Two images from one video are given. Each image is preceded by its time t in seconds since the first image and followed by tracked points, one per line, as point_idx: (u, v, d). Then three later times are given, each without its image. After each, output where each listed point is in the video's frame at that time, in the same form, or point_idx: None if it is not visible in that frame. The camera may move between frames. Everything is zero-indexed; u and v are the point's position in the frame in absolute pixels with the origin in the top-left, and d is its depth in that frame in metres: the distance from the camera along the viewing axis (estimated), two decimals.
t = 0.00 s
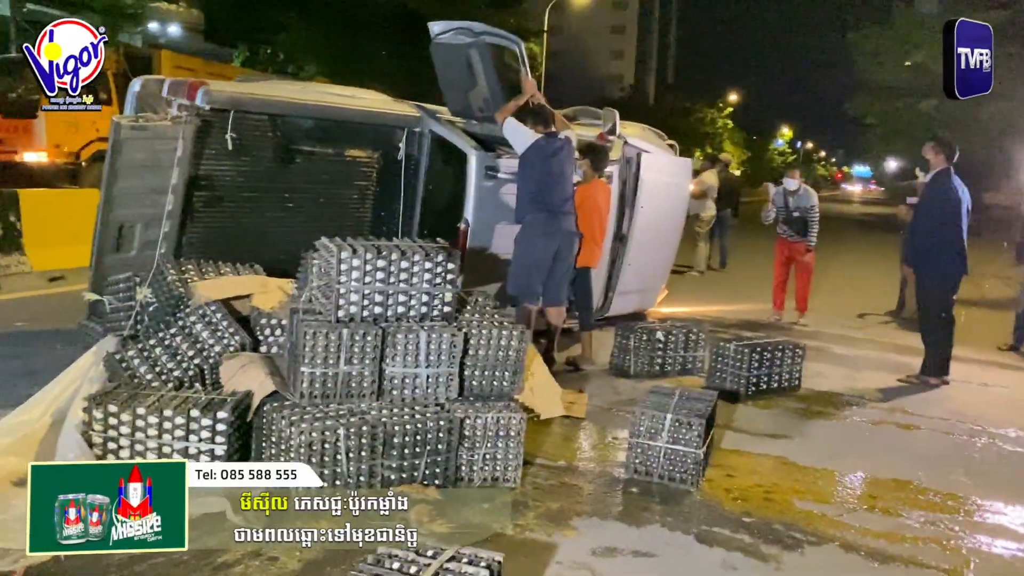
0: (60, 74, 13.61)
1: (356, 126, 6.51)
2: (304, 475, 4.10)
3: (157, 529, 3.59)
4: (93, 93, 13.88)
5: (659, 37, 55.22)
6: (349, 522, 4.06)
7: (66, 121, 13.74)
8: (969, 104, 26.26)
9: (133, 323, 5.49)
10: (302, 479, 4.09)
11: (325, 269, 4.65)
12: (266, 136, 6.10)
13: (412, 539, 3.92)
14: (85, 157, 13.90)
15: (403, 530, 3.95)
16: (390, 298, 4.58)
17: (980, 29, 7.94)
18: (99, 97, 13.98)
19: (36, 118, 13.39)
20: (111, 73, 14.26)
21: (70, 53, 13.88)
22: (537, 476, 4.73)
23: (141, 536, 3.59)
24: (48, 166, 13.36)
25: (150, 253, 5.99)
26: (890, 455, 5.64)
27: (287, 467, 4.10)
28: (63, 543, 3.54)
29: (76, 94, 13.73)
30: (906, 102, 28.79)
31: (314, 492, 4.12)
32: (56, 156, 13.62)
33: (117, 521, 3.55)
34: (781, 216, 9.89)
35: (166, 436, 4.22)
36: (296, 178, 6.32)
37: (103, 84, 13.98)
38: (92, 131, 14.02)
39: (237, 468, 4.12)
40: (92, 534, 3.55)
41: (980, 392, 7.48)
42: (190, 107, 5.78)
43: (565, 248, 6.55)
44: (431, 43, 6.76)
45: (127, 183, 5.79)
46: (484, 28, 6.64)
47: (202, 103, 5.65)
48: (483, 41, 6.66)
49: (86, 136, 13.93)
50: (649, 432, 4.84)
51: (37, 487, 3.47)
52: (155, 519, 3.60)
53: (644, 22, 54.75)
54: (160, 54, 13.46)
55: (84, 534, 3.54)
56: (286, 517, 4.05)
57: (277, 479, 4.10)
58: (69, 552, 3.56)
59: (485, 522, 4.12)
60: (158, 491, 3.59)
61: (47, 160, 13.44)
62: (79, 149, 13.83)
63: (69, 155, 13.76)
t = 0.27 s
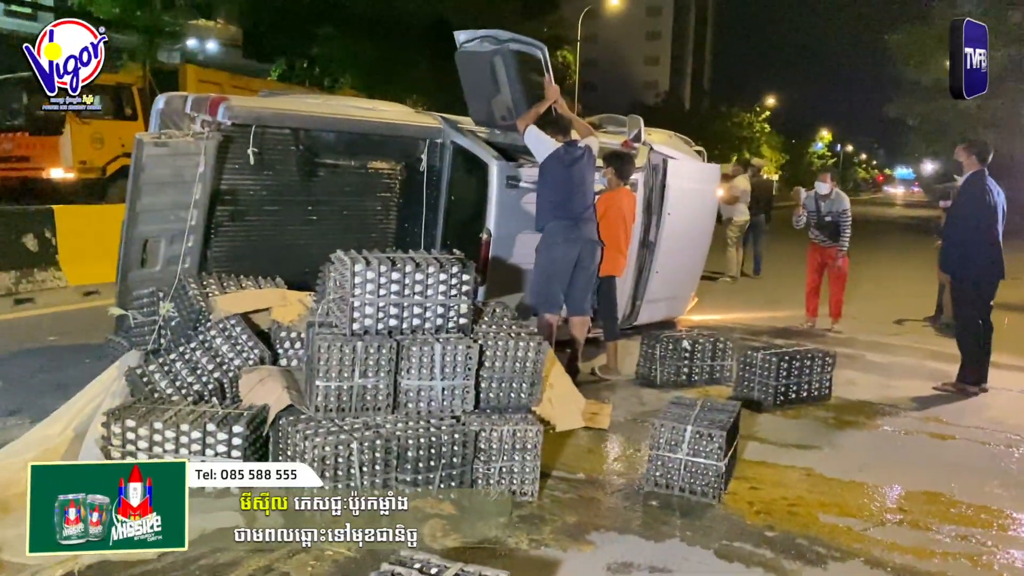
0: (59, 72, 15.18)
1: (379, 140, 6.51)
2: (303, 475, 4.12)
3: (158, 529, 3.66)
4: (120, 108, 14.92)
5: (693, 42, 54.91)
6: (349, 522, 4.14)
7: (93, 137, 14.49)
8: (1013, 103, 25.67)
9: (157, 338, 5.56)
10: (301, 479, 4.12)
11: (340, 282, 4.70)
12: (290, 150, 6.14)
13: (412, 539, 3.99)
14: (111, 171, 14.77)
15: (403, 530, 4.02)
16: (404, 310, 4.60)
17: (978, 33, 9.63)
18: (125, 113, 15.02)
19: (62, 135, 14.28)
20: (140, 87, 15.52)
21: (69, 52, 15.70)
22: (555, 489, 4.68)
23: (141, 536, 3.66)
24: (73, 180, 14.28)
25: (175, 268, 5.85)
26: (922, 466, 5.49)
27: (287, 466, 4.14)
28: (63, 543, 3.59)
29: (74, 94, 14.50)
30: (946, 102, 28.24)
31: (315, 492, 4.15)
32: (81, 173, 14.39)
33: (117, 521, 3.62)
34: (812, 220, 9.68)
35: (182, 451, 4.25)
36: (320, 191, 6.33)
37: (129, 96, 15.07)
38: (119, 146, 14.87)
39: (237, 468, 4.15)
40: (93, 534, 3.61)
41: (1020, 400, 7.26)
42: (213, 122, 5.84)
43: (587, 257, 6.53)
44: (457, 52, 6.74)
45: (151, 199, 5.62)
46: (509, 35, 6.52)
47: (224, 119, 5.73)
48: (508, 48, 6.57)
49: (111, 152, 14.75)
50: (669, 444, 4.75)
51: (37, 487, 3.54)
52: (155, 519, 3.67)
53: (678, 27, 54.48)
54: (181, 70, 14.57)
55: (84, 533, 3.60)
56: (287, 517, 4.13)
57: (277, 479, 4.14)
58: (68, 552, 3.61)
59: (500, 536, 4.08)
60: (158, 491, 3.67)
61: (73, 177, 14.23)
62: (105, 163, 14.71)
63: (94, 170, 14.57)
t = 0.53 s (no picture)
0: (55, 70, 15.80)
1: (400, 152, 6.52)
2: (303, 474, 4.20)
3: (158, 529, 3.73)
4: (137, 125, 15.52)
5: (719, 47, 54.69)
6: (348, 522, 4.14)
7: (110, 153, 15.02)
8: None
9: (184, 354, 5.59)
10: (302, 478, 4.20)
11: (360, 296, 4.73)
12: (314, 165, 6.19)
13: (412, 539, 4.07)
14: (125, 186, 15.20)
15: (403, 530, 4.10)
16: (424, 323, 4.62)
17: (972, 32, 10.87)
18: (142, 130, 15.62)
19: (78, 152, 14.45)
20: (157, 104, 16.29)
21: (68, 51, 16.46)
22: (578, 501, 4.65)
23: (141, 536, 3.72)
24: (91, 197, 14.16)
25: (201, 284, 5.93)
26: (954, 474, 5.39)
27: (287, 467, 4.21)
28: (62, 543, 3.64)
29: (74, 93, 14.90)
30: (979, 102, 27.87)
31: (315, 492, 4.19)
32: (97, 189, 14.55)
33: (117, 521, 3.68)
34: (840, 225, 9.56)
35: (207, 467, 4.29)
36: (344, 206, 6.37)
37: (146, 114, 15.66)
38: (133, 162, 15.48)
39: (237, 468, 4.20)
40: (92, 534, 3.66)
41: None
42: (236, 138, 5.90)
43: (607, 266, 6.52)
44: (478, 63, 6.81)
45: (177, 217, 5.68)
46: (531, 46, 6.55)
47: (248, 136, 5.82)
48: (529, 59, 6.61)
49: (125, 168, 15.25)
50: (693, 454, 4.72)
51: (37, 487, 3.57)
52: (155, 519, 3.74)
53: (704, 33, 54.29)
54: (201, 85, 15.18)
55: (84, 533, 3.65)
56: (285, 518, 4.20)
57: (277, 479, 4.20)
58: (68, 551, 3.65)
59: (524, 549, 4.07)
60: (158, 491, 3.74)
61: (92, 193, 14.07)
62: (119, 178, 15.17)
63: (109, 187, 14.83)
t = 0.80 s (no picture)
0: (59, 74, 19.17)
1: (422, 162, 6.51)
2: (304, 475, 4.24)
3: (157, 529, 3.84)
4: (150, 139, 14.45)
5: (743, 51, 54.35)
6: (348, 522, 4.18)
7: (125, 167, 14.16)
8: None
9: (211, 364, 5.54)
10: (302, 479, 4.23)
11: (382, 305, 4.75)
12: (336, 176, 6.22)
13: (411, 539, 4.14)
14: (142, 203, 14.39)
15: (403, 530, 4.16)
16: (447, 332, 4.63)
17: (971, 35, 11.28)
18: (155, 143, 14.53)
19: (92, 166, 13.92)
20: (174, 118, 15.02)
21: (68, 55, 19.54)
22: (605, 511, 4.64)
23: (141, 536, 3.83)
24: (105, 213, 14.07)
25: (227, 295, 5.99)
26: (986, 481, 5.29)
27: (288, 466, 4.24)
28: (63, 543, 3.76)
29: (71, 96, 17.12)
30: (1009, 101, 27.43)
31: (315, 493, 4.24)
32: (111, 204, 14.10)
33: (117, 521, 3.79)
34: (868, 228, 9.45)
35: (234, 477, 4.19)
36: (367, 216, 6.41)
37: (159, 127, 14.53)
38: (149, 177, 14.44)
39: (237, 467, 4.20)
40: (92, 534, 3.77)
41: None
42: (260, 152, 5.88)
43: (628, 273, 6.51)
44: (498, 74, 6.84)
45: (203, 229, 5.76)
46: (549, 53, 6.57)
47: (272, 149, 5.79)
48: (548, 68, 6.58)
49: (142, 183, 14.34)
50: (719, 461, 4.68)
51: (37, 486, 3.71)
52: (154, 519, 3.85)
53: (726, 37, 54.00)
54: (215, 97, 15.51)
55: (84, 533, 3.77)
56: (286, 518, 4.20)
57: (277, 479, 4.22)
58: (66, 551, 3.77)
59: (549, 559, 4.07)
60: (158, 491, 3.86)
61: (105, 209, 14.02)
62: (136, 195, 14.31)
63: (125, 202, 14.25)
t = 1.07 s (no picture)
0: (61, 74, 19.36)
1: (443, 167, 6.52)
2: (304, 475, 4.15)
3: (157, 529, 3.79)
4: (160, 147, 14.06)
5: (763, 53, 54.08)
6: (349, 522, 4.17)
7: (135, 177, 13.77)
8: None
9: (234, 371, 5.63)
10: (302, 479, 4.14)
11: (404, 311, 4.76)
12: (357, 183, 6.25)
13: (411, 537, 4.16)
14: (152, 212, 14.05)
15: (403, 528, 4.18)
16: (468, 338, 4.63)
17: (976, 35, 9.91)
18: (165, 152, 14.16)
19: (100, 176, 13.45)
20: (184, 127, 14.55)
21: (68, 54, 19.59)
22: (628, 516, 4.62)
23: (141, 536, 3.79)
24: (114, 224, 13.60)
25: (249, 302, 6.07)
26: (1017, 485, 5.21)
27: (287, 467, 4.14)
28: (63, 543, 3.70)
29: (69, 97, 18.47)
30: None
31: (315, 492, 4.16)
32: (120, 214, 13.67)
33: (117, 521, 3.75)
34: (893, 230, 9.35)
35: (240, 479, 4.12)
36: (388, 222, 6.43)
37: (169, 136, 14.14)
38: (159, 185, 14.11)
39: (237, 468, 4.11)
40: (92, 534, 3.73)
41: None
42: (282, 159, 5.92)
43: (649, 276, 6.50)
44: (517, 79, 6.83)
45: (225, 237, 5.81)
46: (569, 58, 6.55)
47: (293, 157, 5.80)
48: (568, 72, 6.59)
49: (152, 192, 14.01)
50: (744, 466, 4.65)
51: (37, 486, 3.67)
52: (154, 519, 3.80)
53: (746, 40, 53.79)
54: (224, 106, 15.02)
55: (84, 533, 3.72)
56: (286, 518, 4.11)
57: (277, 479, 4.13)
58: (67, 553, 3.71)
59: (572, 565, 4.06)
60: (158, 491, 3.81)
61: (114, 219, 13.58)
62: (145, 204, 13.95)
63: (135, 212, 13.85)
